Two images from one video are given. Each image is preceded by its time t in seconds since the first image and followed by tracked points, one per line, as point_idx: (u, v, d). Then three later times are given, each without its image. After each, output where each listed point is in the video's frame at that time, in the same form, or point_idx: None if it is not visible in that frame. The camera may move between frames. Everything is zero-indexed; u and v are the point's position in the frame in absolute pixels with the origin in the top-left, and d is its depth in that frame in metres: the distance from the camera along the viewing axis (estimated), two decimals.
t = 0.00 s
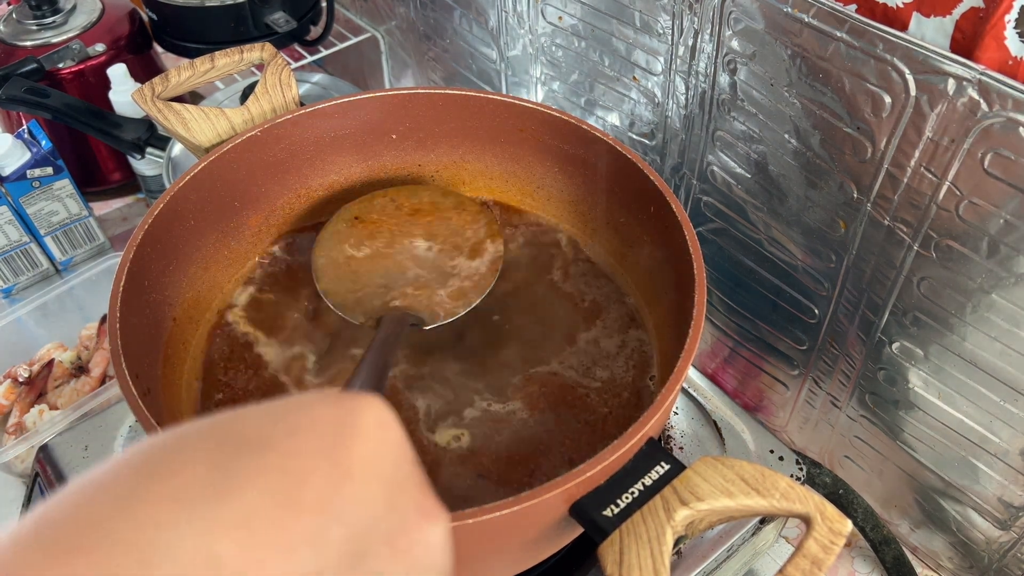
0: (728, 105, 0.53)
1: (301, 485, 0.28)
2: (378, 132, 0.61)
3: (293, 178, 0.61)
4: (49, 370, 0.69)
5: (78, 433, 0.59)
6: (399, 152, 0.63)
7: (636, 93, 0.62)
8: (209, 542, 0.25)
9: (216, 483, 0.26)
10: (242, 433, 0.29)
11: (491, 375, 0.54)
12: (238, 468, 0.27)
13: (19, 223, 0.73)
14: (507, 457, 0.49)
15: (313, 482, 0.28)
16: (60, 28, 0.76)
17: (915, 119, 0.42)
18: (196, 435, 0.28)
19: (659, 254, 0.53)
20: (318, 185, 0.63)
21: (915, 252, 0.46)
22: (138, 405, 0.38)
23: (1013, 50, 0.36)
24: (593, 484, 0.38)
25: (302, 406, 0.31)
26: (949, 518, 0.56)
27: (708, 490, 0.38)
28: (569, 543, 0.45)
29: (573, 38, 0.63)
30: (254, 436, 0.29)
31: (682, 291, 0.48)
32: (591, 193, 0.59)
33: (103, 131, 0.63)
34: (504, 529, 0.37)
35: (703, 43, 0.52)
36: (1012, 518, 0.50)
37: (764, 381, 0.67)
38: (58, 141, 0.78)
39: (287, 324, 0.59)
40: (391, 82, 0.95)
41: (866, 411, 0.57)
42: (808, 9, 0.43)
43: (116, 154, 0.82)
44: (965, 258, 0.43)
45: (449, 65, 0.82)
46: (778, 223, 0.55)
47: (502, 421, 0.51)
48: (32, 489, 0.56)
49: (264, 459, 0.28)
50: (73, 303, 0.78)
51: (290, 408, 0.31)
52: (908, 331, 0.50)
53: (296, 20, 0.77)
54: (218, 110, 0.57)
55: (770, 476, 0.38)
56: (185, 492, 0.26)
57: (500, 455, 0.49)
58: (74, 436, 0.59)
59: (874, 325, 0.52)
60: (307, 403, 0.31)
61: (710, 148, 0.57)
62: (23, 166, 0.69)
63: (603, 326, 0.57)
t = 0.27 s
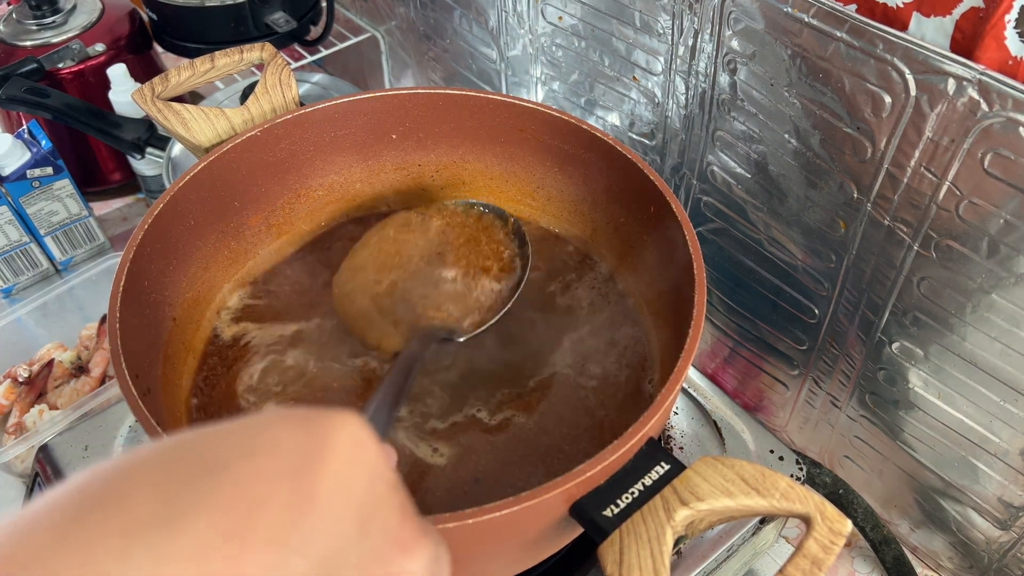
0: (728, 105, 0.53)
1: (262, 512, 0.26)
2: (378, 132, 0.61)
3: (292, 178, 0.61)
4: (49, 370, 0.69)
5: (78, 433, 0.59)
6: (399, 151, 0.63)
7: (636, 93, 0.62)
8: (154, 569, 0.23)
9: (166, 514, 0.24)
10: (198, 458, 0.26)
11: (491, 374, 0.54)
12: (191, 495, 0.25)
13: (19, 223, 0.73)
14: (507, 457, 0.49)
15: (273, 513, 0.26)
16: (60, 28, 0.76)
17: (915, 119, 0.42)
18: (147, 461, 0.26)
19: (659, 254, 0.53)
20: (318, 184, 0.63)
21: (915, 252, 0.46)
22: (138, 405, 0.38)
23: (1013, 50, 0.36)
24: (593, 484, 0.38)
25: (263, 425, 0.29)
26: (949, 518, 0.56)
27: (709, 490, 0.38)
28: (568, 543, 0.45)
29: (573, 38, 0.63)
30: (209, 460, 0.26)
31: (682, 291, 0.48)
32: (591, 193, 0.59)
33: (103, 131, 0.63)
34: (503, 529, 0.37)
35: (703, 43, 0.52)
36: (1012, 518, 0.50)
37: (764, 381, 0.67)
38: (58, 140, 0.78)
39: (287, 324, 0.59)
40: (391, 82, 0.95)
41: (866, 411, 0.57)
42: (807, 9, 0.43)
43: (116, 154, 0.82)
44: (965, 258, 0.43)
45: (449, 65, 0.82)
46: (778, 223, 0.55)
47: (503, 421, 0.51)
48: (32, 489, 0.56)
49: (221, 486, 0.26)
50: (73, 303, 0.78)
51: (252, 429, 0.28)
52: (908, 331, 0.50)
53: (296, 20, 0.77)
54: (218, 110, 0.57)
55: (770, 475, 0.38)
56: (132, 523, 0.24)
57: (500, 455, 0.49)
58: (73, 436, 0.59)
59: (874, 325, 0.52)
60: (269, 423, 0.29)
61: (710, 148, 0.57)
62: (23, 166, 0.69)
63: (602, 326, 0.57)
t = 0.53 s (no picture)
0: (728, 105, 0.53)
1: (240, 539, 0.22)
2: (378, 132, 0.61)
3: (292, 179, 0.61)
4: (49, 370, 0.69)
5: (78, 433, 0.59)
6: (399, 152, 0.63)
7: (636, 93, 0.62)
8: None
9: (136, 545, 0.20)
10: (166, 480, 0.22)
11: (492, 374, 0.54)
12: (161, 523, 0.21)
13: (19, 223, 0.73)
14: (507, 458, 0.49)
15: (254, 538, 0.22)
16: (60, 28, 0.76)
17: (915, 119, 0.42)
18: (113, 487, 0.22)
19: (659, 254, 0.53)
20: (318, 185, 0.63)
21: (915, 252, 0.46)
22: (137, 405, 0.38)
23: (1014, 50, 0.36)
24: (593, 484, 0.38)
25: (250, 442, 0.25)
26: (949, 518, 0.56)
27: (709, 490, 0.38)
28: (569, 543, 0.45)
29: (573, 38, 0.63)
30: (181, 484, 0.22)
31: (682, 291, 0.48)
32: (591, 193, 0.59)
33: (102, 131, 0.63)
34: (503, 529, 0.37)
35: (703, 43, 0.52)
36: (1012, 518, 0.50)
37: (763, 381, 0.67)
38: (58, 140, 0.78)
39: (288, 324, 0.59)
40: (391, 82, 0.95)
41: (866, 411, 0.57)
42: (808, 9, 0.43)
43: (116, 154, 0.82)
44: (965, 258, 0.43)
45: (449, 65, 0.82)
46: (778, 223, 0.55)
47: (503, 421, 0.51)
48: (32, 488, 0.56)
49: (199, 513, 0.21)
50: (73, 303, 0.78)
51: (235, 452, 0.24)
52: (908, 331, 0.50)
53: (296, 20, 0.77)
54: (218, 110, 0.56)
55: (770, 475, 0.38)
56: (92, 559, 0.20)
57: (500, 456, 0.49)
58: (73, 436, 0.59)
59: (874, 326, 0.52)
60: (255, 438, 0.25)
61: (710, 148, 0.57)
62: (23, 166, 0.69)
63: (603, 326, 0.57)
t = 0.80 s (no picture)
0: (728, 105, 0.53)
1: (182, 513, 0.22)
2: (378, 132, 0.61)
3: (293, 178, 0.61)
4: (49, 370, 0.69)
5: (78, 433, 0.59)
6: (399, 152, 0.63)
7: (636, 93, 0.62)
8: None
9: (78, 518, 0.20)
10: (109, 453, 0.22)
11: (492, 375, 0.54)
12: (103, 499, 0.21)
13: (19, 224, 0.73)
14: (508, 458, 0.49)
15: (198, 505, 0.22)
16: (60, 28, 0.76)
17: (915, 119, 0.42)
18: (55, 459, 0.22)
19: (658, 254, 0.53)
20: (318, 185, 0.63)
21: (915, 252, 0.46)
22: (137, 405, 0.38)
23: (1013, 50, 0.36)
24: (593, 485, 0.38)
25: (197, 412, 0.25)
26: (949, 518, 0.56)
27: (709, 490, 0.38)
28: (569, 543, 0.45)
29: (573, 37, 0.63)
30: (124, 455, 0.22)
31: (682, 292, 0.48)
32: (591, 193, 0.59)
33: (102, 131, 0.63)
34: (504, 529, 0.37)
35: (703, 43, 0.52)
36: (1012, 518, 0.50)
37: (764, 381, 0.67)
38: (57, 140, 0.78)
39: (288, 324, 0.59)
40: (391, 82, 0.95)
41: (866, 411, 0.57)
42: (808, 9, 0.43)
43: (116, 154, 0.82)
44: (965, 258, 0.43)
45: (449, 65, 0.82)
46: (778, 223, 0.55)
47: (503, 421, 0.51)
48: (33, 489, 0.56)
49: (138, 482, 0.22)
50: (73, 303, 0.78)
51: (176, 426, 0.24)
52: (908, 331, 0.50)
53: (296, 20, 0.77)
54: (219, 110, 0.56)
55: (770, 475, 0.38)
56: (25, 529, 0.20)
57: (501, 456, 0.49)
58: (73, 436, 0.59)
59: (874, 326, 0.52)
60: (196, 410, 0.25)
61: (710, 148, 0.57)
62: (23, 166, 0.69)
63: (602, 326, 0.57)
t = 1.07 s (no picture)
0: (728, 105, 0.53)
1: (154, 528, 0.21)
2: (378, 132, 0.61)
3: (293, 178, 0.61)
4: (49, 370, 0.69)
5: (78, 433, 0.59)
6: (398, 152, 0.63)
7: (636, 93, 0.62)
8: None
9: (23, 570, 0.19)
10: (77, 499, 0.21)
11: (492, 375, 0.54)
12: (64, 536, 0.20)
13: (19, 223, 0.73)
14: (508, 457, 0.49)
15: (162, 545, 0.21)
16: (60, 28, 0.76)
17: (915, 119, 0.42)
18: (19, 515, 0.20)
19: (658, 255, 0.53)
20: (319, 185, 0.63)
21: (915, 252, 0.46)
22: (137, 405, 0.38)
23: (1014, 50, 0.36)
24: (593, 484, 0.38)
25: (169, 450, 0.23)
26: (949, 518, 0.56)
27: (709, 490, 0.38)
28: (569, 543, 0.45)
29: (573, 37, 0.63)
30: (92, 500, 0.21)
31: (682, 292, 0.48)
32: (592, 194, 0.59)
33: (102, 131, 0.63)
34: (504, 530, 0.37)
35: (703, 43, 0.52)
36: (1012, 518, 0.50)
37: (764, 381, 0.67)
38: (58, 140, 0.78)
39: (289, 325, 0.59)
40: (391, 82, 0.95)
41: (866, 411, 0.57)
42: (808, 9, 0.43)
43: (116, 154, 0.82)
44: (965, 258, 0.43)
45: (449, 65, 0.82)
46: (778, 223, 0.55)
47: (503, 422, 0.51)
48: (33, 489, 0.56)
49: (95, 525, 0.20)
50: (73, 303, 0.78)
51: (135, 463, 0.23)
52: (908, 331, 0.50)
53: (296, 20, 0.77)
54: (218, 110, 0.56)
55: (770, 475, 0.38)
56: None
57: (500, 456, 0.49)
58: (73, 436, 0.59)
59: (874, 326, 0.52)
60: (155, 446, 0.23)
61: (710, 148, 0.57)
62: (23, 166, 0.69)
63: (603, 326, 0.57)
